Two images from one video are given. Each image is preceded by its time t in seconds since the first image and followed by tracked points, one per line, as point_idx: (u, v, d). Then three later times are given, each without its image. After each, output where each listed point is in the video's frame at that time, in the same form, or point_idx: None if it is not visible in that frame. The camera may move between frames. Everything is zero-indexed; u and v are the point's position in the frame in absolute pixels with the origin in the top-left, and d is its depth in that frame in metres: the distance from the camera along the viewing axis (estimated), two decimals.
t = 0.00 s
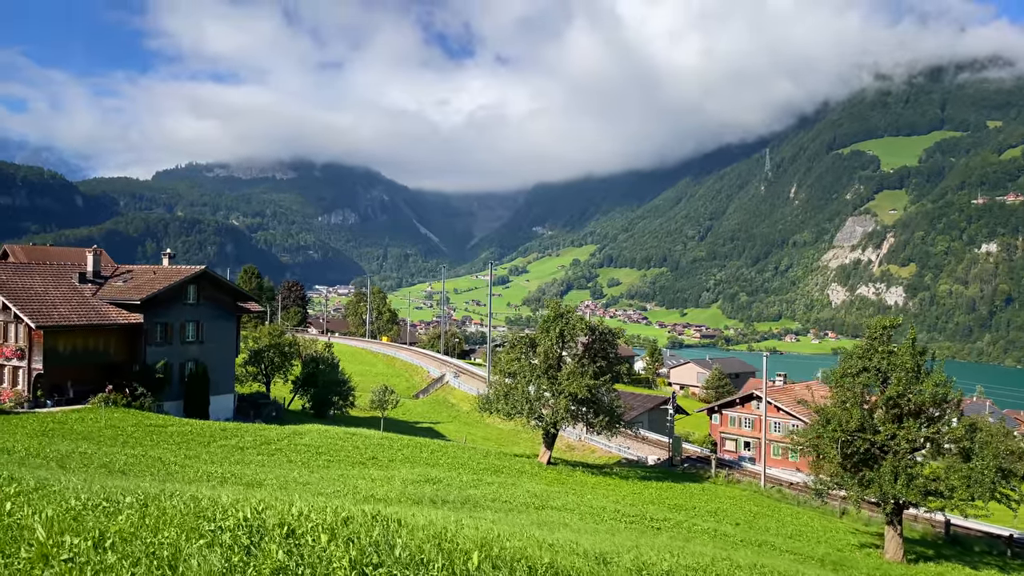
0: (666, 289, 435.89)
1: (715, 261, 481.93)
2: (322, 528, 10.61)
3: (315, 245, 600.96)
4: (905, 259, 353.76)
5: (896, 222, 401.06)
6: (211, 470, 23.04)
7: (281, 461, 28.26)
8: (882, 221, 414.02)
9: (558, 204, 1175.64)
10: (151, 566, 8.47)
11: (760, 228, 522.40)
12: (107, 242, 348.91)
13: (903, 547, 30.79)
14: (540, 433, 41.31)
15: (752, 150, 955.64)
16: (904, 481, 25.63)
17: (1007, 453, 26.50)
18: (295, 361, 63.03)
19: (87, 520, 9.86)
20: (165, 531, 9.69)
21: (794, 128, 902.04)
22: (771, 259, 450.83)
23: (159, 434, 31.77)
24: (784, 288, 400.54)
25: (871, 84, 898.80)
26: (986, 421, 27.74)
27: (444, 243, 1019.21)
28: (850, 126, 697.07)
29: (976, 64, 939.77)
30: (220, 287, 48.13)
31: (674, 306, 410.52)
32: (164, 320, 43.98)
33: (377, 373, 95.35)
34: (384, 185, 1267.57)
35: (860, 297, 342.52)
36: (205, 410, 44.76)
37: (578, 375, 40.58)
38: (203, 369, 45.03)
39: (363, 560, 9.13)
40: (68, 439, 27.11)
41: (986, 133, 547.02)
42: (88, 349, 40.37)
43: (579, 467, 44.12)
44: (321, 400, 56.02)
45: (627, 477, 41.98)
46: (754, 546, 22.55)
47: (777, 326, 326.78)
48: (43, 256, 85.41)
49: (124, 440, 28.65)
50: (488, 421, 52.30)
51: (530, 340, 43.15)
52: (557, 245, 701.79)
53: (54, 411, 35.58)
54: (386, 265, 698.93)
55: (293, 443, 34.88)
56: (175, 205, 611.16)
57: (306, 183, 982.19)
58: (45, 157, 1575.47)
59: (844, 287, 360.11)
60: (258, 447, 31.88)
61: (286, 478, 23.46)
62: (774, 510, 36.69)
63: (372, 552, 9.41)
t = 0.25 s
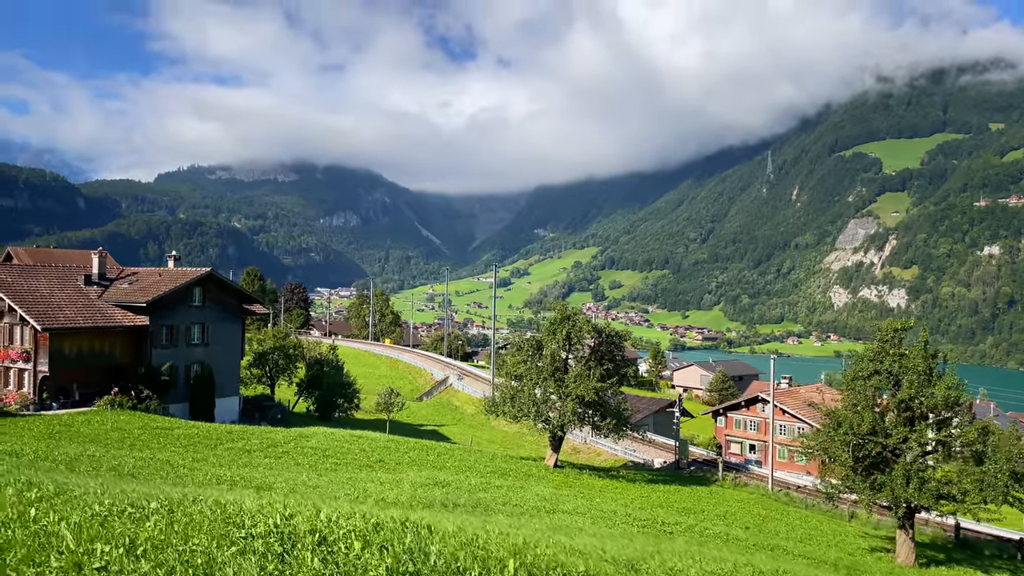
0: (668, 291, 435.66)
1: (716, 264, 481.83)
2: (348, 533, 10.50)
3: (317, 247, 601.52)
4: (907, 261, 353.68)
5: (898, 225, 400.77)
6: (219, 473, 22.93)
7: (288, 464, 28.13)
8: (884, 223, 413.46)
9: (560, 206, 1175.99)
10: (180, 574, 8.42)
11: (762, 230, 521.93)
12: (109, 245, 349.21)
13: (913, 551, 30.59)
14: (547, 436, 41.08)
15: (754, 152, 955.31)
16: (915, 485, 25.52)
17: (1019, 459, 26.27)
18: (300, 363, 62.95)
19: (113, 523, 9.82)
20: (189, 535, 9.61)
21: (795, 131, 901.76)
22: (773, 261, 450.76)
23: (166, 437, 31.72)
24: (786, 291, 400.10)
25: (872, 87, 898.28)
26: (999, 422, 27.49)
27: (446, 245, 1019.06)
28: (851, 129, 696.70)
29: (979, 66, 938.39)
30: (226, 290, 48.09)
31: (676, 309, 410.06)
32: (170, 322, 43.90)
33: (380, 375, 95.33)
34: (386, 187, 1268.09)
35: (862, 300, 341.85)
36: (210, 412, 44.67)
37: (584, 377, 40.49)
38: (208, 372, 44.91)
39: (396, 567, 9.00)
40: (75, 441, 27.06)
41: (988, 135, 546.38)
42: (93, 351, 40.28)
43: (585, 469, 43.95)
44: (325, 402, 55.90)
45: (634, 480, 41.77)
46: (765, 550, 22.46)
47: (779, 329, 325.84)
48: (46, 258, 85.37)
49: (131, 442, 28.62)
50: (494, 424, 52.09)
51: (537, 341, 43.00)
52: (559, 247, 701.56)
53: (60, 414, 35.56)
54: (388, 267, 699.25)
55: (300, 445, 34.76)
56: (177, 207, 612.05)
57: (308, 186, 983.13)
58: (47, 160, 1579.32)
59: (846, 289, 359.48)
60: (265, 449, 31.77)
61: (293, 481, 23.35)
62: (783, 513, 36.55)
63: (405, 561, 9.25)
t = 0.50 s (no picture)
0: (669, 293, 435.11)
1: (718, 266, 481.57)
2: (375, 540, 10.55)
3: (318, 250, 601.84)
4: (908, 263, 353.24)
5: (900, 227, 400.17)
6: (228, 477, 22.88)
7: (295, 467, 28.09)
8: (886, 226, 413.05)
9: (561, 209, 1176.04)
10: None
11: (764, 233, 521.54)
12: (111, 247, 349.67)
13: (924, 556, 30.42)
14: (553, 439, 40.95)
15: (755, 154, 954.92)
16: (927, 490, 25.45)
17: None
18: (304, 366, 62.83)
19: (143, 531, 9.89)
20: (219, 543, 9.60)
21: (797, 133, 901.51)
22: (774, 264, 450.17)
23: (172, 440, 31.63)
24: (787, 293, 399.53)
25: (874, 89, 897.82)
26: (1010, 426, 27.41)
27: (447, 247, 1019.08)
28: (853, 131, 696.27)
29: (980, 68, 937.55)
30: (231, 292, 48.02)
31: (677, 311, 409.43)
32: (175, 325, 43.83)
33: (383, 378, 95.23)
34: (387, 189, 1269.36)
35: (864, 302, 341.00)
36: (215, 416, 44.58)
37: (590, 381, 40.34)
38: (213, 375, 44.81)
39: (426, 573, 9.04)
40: (81, 445, 26.97)
41: (990, 138, 545.47)
42: (98, 355, 40.27)
43: (591, 472, 43.86)
44: (329, 405, 55.71)
45: (640, 483, 41.59)
46: (777, 555, 22.43)
47: (781, 331, 325.04)
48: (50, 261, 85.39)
49: (138, 445, 28.57)
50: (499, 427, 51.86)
51: (543, 344, 42.94)
52: (560, 249, 701.24)
53: (64, 416, 35.52)
54: (390, 269, 698.83)
55: (306, 449, 34.70)
56: (178, 209, 612.52)
57: (310, 188, 984.09)
58: (49, 162, 1582.05)
59: (848, 292, 358.84)
60: (271, 453, 31.64)
61: (302, 485, 23.28)
62: (791, 517, 36.41)
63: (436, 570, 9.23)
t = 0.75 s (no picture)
0: (671, 295, 434.49)
1: (720, 268, 480.99)
2: (410, 543, 10.64)
3: (320, 252, 602.39)
4: (911, 265, 352.74)
5: (902, 229, 399.64)
6: (235, 480, 22.73)
7: (302, 469, 27.85)
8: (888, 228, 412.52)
9: (563, 211, 1176.06)
10: None
11: (766, 235, 520.84)
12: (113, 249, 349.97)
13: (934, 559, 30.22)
14: (560, 441, 40.76)
15: (757, 156, 954.07)
16: (938, 492, 25.32)
17: None
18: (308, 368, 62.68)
19: (167, 532, 9.71)
20: (245, 545, 9.49)
21: (798, 135, 900.92)
22: (776, 266, 449.56)
23: (178, 442, 31.47)
24: (789, 295, 398.94)
25: (875, 91, 897.04)
26: None
27: (449, 249, 1018.85)
28: (855, 133, 695.53)
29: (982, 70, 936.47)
30: (236, 293, 47.92)
31: (679, 313, 408.63)
32: (180, 326, 43.71)
33: (387, 380, 95.08)
34: (389, 192, 1269.63)
35: (867, 304, 340.06)
36: (220, 417, 44.45)
37: (597, 383, 40.13)
38: (218, 377, 44.71)
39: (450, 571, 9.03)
40: (87, 447, 26.83)
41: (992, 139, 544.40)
42: (104, 356, 40.13)
43: (598, 475, 43.65)
44: (333, 407, 55.52)
45: (648, 485, 41.38)
46: (791, 560, 22.26)
47: (783, 333, 324.09)
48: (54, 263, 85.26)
49: (144, 447, 28.40)
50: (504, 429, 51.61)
51: (549, 346, 42.82)
52: (562, 251, 700.86)
53: (69, 418, 35.42)
54: (391, 271, 698.79)
55: (312, 451, 34.49)
56: (180, 211, 613.01)
57: (312, 191, 985.10)
58: (52, 165, 1584.90)
59: (850, 294, 358.14)
60: (277, 455, 31.48)
61: (309, 488, 23.13)
62: (799, 520, 36.16)
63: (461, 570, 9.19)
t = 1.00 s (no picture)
0: (673, 297, 433.81)
1: (722, 270, 480.34)
2: (433, 553, 10.50)
3: (322, 254, 602.81)
4: (913, 267, 352.42)
5: (905, 231, 399.18)
6: (244, 483, 22.58)
7: (309, 473, 27.71)
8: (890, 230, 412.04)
9: (565, 213, 1175.76)
10: None
11: (768, 237, 520.03)
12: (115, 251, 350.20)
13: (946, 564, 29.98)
14: (566, 444, 40.59)
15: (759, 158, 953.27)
16: (952, 496, 25.15)
17: None
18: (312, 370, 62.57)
19: (187, 541, 9.60)
20: (271, 558, 9.32)
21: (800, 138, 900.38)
22: (778, 268, 448.97)
23: (185, 445, 31.34)
24: (792, 297, 398.24)
25: (877, 93, 896.53)
26: None
27: (451, 251, 1018.98)
28: (857, 135, 694.92)
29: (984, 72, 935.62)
30: (241, 295, 47.84)
31: (681, 315, 407.61)
32: (185, 329, 43.61)
33: (390, 382, 94.80)
34: (391, 194, 1270.92)
35: (869, 306, 338.99)
36: (225, 419, 44.33)
37: (605, 386, 39.88)
38: (223, 379, 44.63)
39: None
40: (94, 450, 26.67)
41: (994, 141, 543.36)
42: (109, 358, 40.00)
43: (604, 478, 43.43)
44: (338, 410, 55.45)
45: (654, 489, 41.15)
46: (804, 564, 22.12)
47: (785, 336, 323.12)
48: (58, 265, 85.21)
49: (151, 450, 28.27)
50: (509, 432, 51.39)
51: (556, 349, 42.69)
52: (564, 254, 700.78)
53: (75, 420, 35.37)
54: (393, 273, 698.79)
55: (318, 454, 34.34)
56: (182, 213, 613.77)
57: (314, 193, 986.28)
58: (54, 167, 1588.27)
59: (852, 296, 357.43)
60: (284, 458, 31.33)
61: (319, 492, 22.99)
62: (809, 523, 35.92)
63: None
